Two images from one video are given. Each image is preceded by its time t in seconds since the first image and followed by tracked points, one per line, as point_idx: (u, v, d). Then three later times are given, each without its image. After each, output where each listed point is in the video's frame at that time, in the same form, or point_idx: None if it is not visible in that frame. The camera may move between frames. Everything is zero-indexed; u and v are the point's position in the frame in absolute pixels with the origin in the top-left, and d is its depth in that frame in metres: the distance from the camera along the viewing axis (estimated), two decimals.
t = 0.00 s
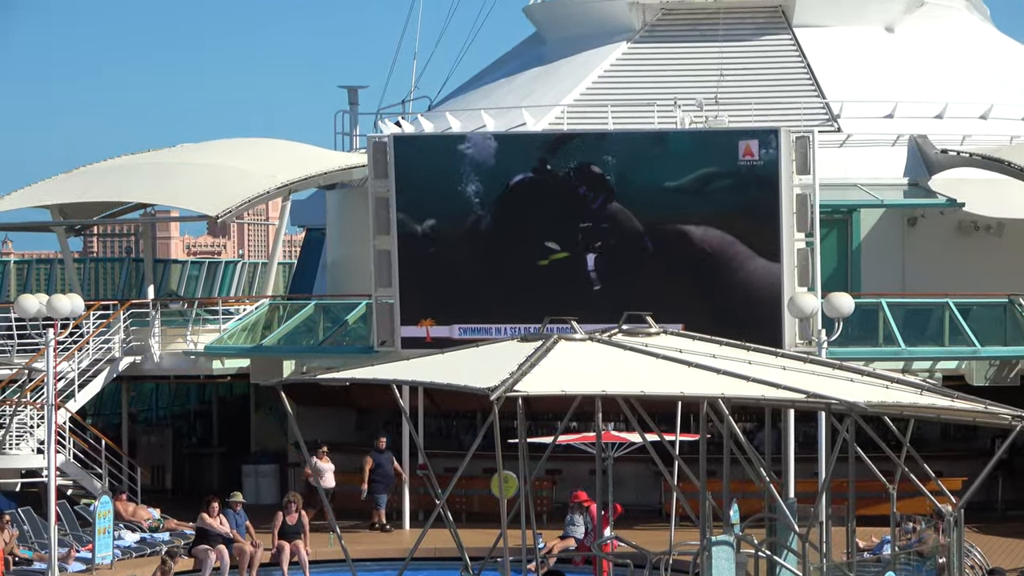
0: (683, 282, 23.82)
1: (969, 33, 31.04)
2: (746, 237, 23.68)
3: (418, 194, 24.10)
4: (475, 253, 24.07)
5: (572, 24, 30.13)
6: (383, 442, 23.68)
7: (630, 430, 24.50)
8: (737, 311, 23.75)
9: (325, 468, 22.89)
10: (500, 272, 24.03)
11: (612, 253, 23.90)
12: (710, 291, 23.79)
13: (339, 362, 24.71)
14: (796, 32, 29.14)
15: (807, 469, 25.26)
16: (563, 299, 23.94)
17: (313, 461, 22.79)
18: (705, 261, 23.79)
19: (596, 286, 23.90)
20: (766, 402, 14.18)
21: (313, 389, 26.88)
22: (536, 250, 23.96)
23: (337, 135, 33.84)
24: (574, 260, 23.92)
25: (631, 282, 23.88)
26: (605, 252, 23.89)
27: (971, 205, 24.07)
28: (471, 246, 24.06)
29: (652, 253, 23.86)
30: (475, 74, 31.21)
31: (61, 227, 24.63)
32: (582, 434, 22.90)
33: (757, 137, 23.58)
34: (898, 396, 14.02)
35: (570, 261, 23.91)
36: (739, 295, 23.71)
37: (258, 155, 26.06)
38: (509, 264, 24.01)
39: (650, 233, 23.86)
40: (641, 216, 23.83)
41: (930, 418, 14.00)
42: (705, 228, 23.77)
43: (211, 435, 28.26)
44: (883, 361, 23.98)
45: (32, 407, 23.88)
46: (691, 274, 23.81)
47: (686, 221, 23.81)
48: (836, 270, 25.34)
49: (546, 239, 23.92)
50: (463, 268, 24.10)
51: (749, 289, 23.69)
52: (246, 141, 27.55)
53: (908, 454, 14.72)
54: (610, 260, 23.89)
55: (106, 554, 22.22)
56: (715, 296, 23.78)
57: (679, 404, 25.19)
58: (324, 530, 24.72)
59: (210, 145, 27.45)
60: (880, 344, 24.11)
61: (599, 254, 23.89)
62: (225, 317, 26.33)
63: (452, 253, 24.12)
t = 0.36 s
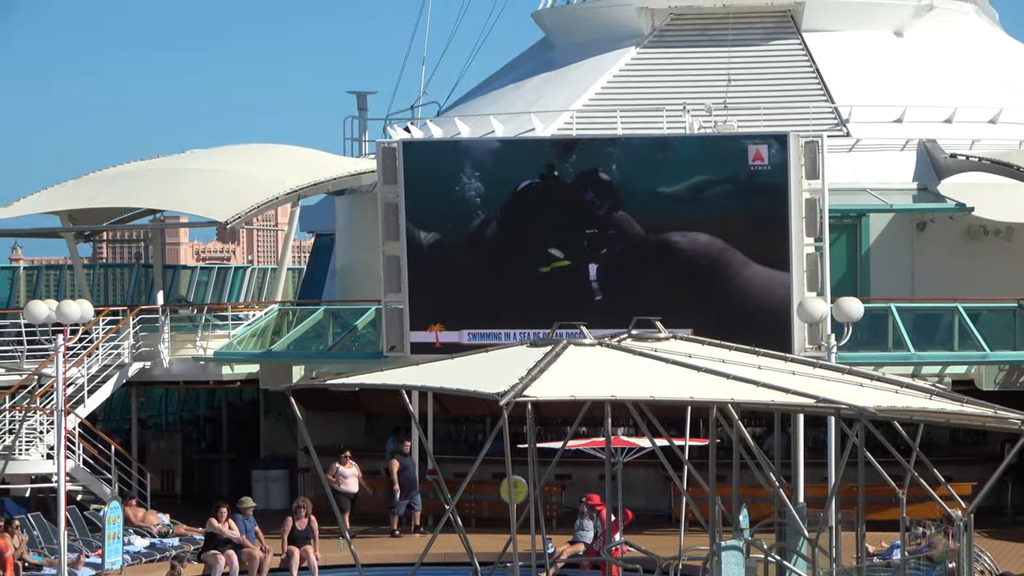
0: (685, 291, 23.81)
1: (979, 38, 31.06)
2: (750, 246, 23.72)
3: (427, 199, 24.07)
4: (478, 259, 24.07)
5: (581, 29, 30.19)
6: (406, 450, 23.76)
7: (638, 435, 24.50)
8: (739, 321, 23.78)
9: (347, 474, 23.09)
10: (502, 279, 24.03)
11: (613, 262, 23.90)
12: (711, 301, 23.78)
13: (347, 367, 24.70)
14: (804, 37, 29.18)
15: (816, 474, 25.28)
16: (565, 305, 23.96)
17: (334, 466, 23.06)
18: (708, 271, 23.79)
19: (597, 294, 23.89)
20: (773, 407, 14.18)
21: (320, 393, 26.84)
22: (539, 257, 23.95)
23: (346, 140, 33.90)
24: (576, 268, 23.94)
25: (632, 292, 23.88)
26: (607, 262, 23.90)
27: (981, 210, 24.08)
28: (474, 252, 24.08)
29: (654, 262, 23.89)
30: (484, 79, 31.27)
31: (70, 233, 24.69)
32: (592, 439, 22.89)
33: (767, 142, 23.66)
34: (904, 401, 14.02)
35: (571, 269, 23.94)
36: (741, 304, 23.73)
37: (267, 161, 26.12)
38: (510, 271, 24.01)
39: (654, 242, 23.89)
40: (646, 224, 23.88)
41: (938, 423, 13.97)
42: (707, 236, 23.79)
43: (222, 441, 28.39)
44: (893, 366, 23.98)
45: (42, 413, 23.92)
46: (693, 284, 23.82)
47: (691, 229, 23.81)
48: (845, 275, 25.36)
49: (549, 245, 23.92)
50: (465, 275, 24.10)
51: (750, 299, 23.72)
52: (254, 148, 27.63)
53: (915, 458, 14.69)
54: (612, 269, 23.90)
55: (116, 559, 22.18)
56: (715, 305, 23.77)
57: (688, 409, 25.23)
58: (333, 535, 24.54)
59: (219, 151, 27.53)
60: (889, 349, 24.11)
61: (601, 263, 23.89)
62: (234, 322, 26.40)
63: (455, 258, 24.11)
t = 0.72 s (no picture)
0: (683, 298, 23.82)
1: (988, 39, 31.06)
2: (751, 252, 23.70)
3: (434, 202, 24.09)
4: (478, 265, 24.08)
5: (591, 30, 30.21)
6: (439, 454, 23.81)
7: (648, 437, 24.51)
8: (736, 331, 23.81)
9: (369, 475, 23.63)
10: (500, 286, 24.05)
11: (612, 270, 23.90)
12: (707, 310, 23.79)
13: (356, 370, 24.70)
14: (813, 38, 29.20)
15: (825, 475, 25.29)
16: (564, 312, 23.99)
17: (357, 469, 23.56)
18: (707, 279, 23.78)
19: (592, 302, 23.92)
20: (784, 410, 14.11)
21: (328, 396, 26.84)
22: (538, 264, 23.97)
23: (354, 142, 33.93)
24: (571, 278, 23.94)
25: (629, 301, 23.90)
26: (602, 271, 23.91)
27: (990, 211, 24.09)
28: (475, 258, 24.09)
29: (651, 270, 23.86)
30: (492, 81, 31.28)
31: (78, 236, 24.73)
32: (602, 441, 22.85)
33: (775, 144, 23.59)
34: (916, 403, 13.96)
35: (565, 279, 23.95)
36: (740, 313, 23.75)
37: (275, 164, 26.15)
38: (506, 277, 24.03)
39: (654, 248, 23.84)
40: (650, 229, 23.83)
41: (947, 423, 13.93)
42: (709, 242, 23.72)
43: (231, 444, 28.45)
44: (902, 367, 24.00)
45: (51, 416, 23.93)
46: (691, 291, 23.83)
47: (690, 234, 23.78)
48: (854, 276, 25.36)
49: (549, 253, 23.92)
50: (464, 281, 24.10)
51: (749, 308, 23.74)
52: (263, 150, 27.67)
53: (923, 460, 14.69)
54: (607, 279, 23.91)
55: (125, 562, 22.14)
56: (712, 314, 23.79)
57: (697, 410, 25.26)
58: (341, 537, 24.55)
59: (228, 153, 27.56)
60: (898, 350, 24.13)
61: (596, 273, 23.91)
62: (243, 325, 26.42)
63: (455, 263, 24.11)
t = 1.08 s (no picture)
0: (681, 301, 23.82)
1: (994, 39, 31.12)
2: (753, 252, 23.69)
3: (438, 203, 24.09)
4: (478, 266, 24.08)
5: (598, 30, 30.22)
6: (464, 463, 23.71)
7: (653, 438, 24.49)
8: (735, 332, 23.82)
9: (395, 475, 23.71)
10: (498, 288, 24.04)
11: (612, 271, 23.91)
12: (705, 312, 23.79)
13: (362, 370, 24.68)
14: (818, 38, 29.21)
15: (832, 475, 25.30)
16: (562, 314, 23.97)
17: (384, 469, 23.70)
18: (706, 280, 23.77)
19: (590, 303, 23.94)
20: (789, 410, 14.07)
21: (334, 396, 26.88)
22: (538, 266, 23.97)
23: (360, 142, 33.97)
24: (569, 280, 23.95)
25: (627, 302, 23.91)
26: (601, 272, 23.92)
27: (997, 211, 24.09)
28: (476, 259, 24.09)
29: (651, 272, 23.85)
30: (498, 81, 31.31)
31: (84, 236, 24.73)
32: (607, 441, 22.87)
33: (781, 144, 23.58)
34: (921, 402, 13.95)
35: (562, 281, 23.95)
36: (739, 315, 23.73)
37: (280, 164, 26.16)
38: (505, 279, 24.02)
39: (656, 249, 23.83)
40: (653, 229, 23.83)
41: (952, 422, 13.91)
42: (712, 244, 23.72)
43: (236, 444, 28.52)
44: (908, 367, 23.98)
45: (56, 416, 23.93)
46: (690, 293, 23.81)
47: (689, 236, 23.78)
48: (860, 276, 25.35)
49: (549, 255, 23.94)
50: (465, 282, 24.09)
51: (748, 309, 23.74)
52: (269, 151, 27.68)
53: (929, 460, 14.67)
54: (605, 281, 23.92)
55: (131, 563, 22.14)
56: (710, 316, 23.78)
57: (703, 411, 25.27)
58: (348, 537, 24.55)
59: (233, 153, 27.58)
60: (904, 350, 24.11)
61: (594, 275, 23.93)
62: (249, 325, 26.43)
63: (456, 263, 24.09)
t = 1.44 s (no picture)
0: (685, 294, 23.79)
1: (996, 34, 31.14)
2: (756, 246, 23.63)
3: (442, 196, 24.14)
4: (481, 257, 24.11)
5: (600, 25, 30.24)
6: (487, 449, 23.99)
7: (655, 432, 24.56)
8: (735, 324, 23.82)
9: (411, 470, 23.51)
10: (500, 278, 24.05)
11: (616, 263, 23.92)
12: (707, 304, 23.78)
13: (364, 365, 24.71)
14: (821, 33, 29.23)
15: (834, 470, 25.32)
16: (563, 306, 23.97)
17: (400, 464, 23.53)
18: (708, 272, 23.77)
19: (591, 293, 23.92)
20: (791, 402, 14.06)
21: (335, 390, 26.88)
22: (541, 257, 23.98)
23: (363, 136, 34.00)
24: (572, 271, 23.95)
25: (629, 294, 23.92)
26: (603, 264, 23.92)
27: (999, 207, 24.11)
28: (479, 250, 24.12)
29: (653, 263, 23.86)
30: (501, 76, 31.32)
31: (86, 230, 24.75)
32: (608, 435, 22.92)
33: (784, 138, 23.54)
34: (922, 396, 13.91)
35: (565, 272, 23.96)
36: (740, 306, 23.70)
37: (283, 158, 26.19)
38: (507, 270, 24.04)
39: (659, 241, 23.83)
40: (658, 221, 23.85)
41: (953, 416, 13.89)
42: (716, 237, 23.70)
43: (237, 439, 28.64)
44: (910, 362, 23.98)
45: (58, 410, 23.96)
46: (694, 285, 23.80)
47: (703, 230, 23.74)
48: (862, 271, 25.35)
49: (551, 246, 23.96)
50: (467, 272, 24.13)
51: (750, 301, 23.67)
52: (271, 145, 27.71)
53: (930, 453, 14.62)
54: (607, 272, 23.92)
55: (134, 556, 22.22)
56: (712, 307, 23.77)
57: (705, 406, 25.24)
58: (350, 531, 24.58)
59: (236, 148, 27.60)
60: (906, 345, 24.12)
61: (597, 266, 23.91)
62: (251, 319, 26.47)
63: (458, 254, 24.15)
